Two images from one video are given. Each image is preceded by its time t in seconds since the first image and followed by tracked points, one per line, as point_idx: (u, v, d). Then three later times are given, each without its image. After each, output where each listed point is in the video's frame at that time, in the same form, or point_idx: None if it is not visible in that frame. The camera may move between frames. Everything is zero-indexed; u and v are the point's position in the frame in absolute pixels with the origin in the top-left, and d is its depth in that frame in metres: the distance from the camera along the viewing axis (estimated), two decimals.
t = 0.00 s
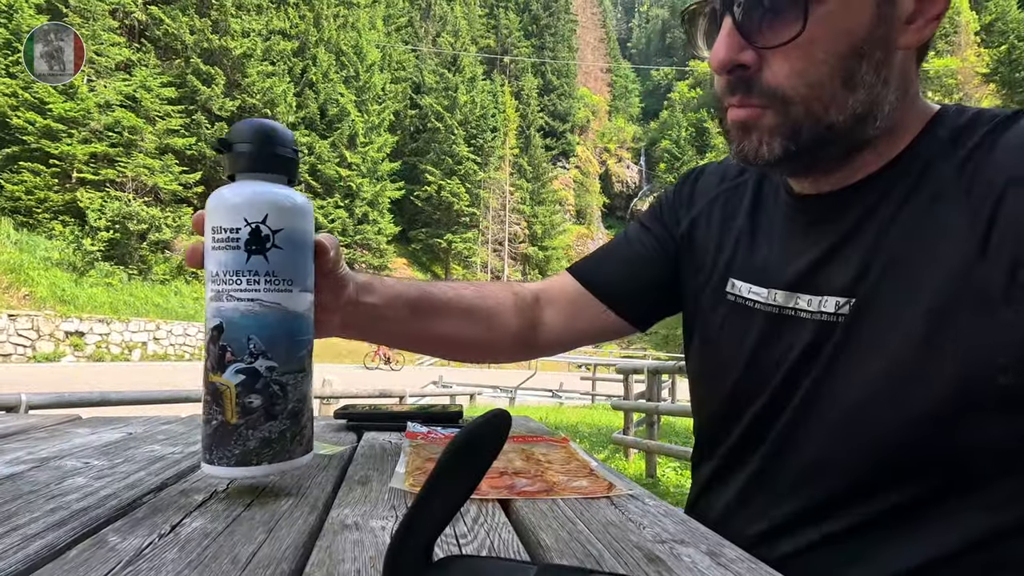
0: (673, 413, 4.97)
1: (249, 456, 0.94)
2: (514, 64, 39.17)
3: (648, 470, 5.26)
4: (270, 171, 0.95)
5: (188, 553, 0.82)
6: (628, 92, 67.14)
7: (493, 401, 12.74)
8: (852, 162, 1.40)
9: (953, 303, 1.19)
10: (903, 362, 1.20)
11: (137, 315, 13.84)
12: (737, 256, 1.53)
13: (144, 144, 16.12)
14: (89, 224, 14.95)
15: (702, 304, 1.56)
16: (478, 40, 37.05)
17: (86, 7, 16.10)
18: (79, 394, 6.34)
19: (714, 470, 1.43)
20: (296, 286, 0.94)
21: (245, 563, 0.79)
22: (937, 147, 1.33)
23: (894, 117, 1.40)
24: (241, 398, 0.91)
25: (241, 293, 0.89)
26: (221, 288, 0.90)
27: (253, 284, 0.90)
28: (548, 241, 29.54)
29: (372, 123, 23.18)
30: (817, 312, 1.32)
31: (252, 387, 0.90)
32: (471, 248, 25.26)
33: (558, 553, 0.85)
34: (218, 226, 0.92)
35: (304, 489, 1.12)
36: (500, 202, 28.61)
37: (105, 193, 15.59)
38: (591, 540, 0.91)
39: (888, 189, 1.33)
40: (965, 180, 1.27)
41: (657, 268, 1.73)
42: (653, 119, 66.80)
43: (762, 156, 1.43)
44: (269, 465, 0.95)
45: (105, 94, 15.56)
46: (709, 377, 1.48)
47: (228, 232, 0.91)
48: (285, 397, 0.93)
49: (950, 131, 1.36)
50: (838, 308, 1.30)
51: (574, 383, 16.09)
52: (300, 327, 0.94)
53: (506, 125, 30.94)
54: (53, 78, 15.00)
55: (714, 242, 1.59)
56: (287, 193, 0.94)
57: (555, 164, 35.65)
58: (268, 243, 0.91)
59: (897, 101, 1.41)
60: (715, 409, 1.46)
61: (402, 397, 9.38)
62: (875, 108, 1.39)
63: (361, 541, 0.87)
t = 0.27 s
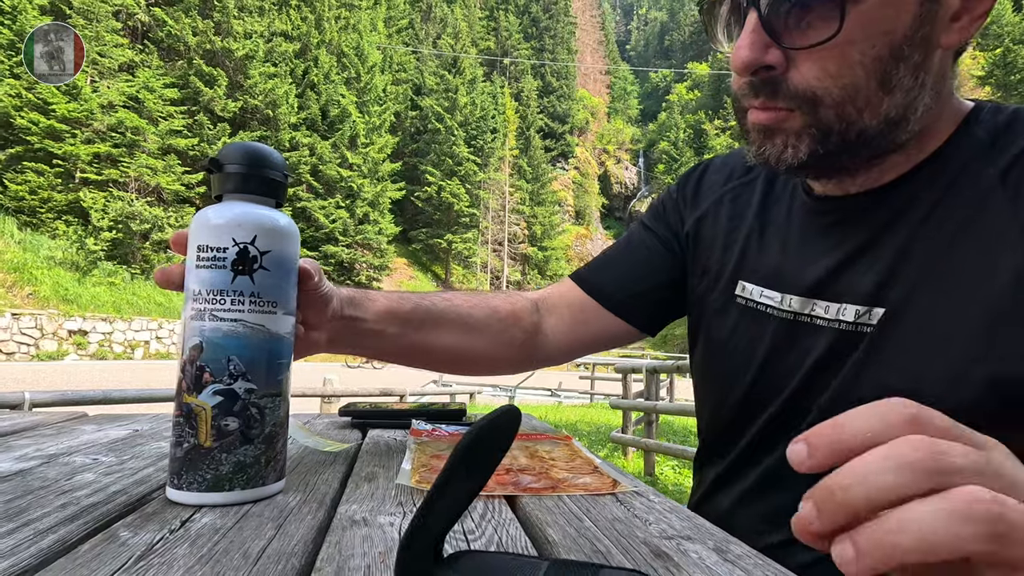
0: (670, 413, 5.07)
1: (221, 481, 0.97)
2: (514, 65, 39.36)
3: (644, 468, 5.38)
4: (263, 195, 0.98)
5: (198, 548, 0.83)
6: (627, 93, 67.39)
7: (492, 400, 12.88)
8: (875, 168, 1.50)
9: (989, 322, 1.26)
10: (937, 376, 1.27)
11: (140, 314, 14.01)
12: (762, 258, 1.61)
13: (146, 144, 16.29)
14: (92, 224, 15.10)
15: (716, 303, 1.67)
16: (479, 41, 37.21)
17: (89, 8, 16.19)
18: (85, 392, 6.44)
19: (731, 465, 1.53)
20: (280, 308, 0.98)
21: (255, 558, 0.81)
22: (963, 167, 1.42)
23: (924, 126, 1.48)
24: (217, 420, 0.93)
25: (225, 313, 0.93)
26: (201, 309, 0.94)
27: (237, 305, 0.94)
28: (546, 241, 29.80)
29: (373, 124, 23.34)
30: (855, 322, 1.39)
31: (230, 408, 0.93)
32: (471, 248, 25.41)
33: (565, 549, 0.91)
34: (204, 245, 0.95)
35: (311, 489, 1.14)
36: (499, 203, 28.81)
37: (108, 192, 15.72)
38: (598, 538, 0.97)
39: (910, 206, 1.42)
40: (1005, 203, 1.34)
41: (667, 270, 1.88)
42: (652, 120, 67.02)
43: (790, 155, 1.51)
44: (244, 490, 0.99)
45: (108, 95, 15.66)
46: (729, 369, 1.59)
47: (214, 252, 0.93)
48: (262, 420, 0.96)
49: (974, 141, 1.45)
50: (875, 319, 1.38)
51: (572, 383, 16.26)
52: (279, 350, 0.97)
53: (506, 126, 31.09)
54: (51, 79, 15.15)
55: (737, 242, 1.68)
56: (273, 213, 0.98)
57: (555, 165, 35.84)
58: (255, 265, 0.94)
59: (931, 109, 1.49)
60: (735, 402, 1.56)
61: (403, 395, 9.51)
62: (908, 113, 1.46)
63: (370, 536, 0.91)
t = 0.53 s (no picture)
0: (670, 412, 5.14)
1: (219, 479, 0.98)
2: (515, 67, 39.60)
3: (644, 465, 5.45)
4: (264, 199, 1.00)
5: (197, 545, 0.84)
6: (628, 95, 67.63)
7: (493, 399, 12.99)
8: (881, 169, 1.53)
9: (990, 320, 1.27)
10: (941, 372, 1.28)
11: (144, 313, 14.19)
12: (763, 259, 1.67)
13: (151, 145, 16.45)
14: (97, 224, 15.28)
15: (714, 305, 1.73)
16: (480, 43, 37.44)
17: (95, 11, 16.34)
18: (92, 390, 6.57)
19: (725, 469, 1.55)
20: (279, 308, 0.99)
21: (252, 556, 0.81)
22: (963, 174, 1.46)
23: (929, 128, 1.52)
24: (217, 420, 0.94)
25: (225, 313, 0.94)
26: (203, 310, 0.95)
27: (238, 306, 0.95)
28: (547, 242, 30.05)
29: (375, 125, 23.52)
30: (856, 316, 1.44)
31: (229, 409, 0.94)
32: (472, 248, 25.55)
33: (559, 548, 0.90)
34: (205, 246, 0.96)
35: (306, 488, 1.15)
36: (500, 203, 29.00)
37: (113, 192, 15.88)
38: (591, 535, 0.97)
39: (907, 208, 1.47)
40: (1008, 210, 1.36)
41: (665, 278, 1.97)
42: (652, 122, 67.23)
43: (825, 151, 1.49)
44: (241, 489, 1.00)
45: (113, 96, 15.81)
46: (727, 367, 1.64)
47: (215, 253, 0.94)
48: (261, 420, 0.97)
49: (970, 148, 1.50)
50: (878, 315, 1.41)
51: (572, 382, 16.39)
52: (278, 350, 0.99)
53: (506, 127, 31.25)
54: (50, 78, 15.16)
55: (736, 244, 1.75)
56: (274, 214, 0.99)
57: (555, 166, 36.01)
58: (256, 265, 0.96)
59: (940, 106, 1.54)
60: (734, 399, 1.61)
61: (405, 394, 9.63)
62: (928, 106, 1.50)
63: (365, 534, 0.91)
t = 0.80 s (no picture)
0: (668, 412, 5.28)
1: (225, 476, 1.10)
2: (515, 70, 39.87)
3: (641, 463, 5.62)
4: (266, 196, 1.11)
5: (202, 541, 0.93)
6: (627, 97, 67.90)
7: (494, 397, 13.17)
8: (847, 176, 1.75)
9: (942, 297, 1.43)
10: (913, 354, 1.42)
11: (148, 311, 14.45)
12: (749, 268, 1.89)
13: (155, 146, 16.68)
14: (102, 224, 15.46)
15: (715, 314, 1.93)
16: (481, 46, 37.70)
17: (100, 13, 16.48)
18: (100, 387, 6.73)
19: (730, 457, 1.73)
20: (284, 308, 1.10)
21: (257, 551, 0.90)
22: (919, 170, 1.62)
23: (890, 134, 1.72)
24: (222, 417, 1.05)
25: (231, 311, 1.05)
26: (209, 308, 1.05)
27: (242, 304, 1.06)
28: (546, 242, 30.33)
29: (377, 127, 23.73)
30: (826, 305, 1.62)
31: (234, 405, 1.05)
32: (472, 248, 25.73)
33: (561, 543, 0.98)
34: (211, 244, 1.07)
35: (309, 487, 1.26)
36: (500, 204, 29.22)
37: (118, 193, 16.10)
38: (593, 532, 1.05)
39: (872, 205, 1.65)
40: (954, 194, 1.52)
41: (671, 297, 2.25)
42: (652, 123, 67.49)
43: (805, 152, 1.72)
44: (246, 486, 1.12)
45: (118, 98, 16.00)
46: (726, 374, 1.82)
47: (221, 253, 1.06)
48: (266, 418, 1.09)
49: (923, 146, 1.68)
50: (849, 304, 1.57)
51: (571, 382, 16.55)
52: (283, 349, 1.10)
53: (507, 129, 31.46)
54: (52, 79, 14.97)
55: (728, 262, 1.97)
56: (278, 215, 1.11)
57: (555, 168, 36.25)
58: (261, 265, 1.08)
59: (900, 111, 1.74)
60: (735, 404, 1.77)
61: (406, 393, 9.79)
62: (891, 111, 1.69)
63: (370, 530, 1.01)
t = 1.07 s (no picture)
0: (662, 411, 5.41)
1: (228, 473, 1.14)
2: (516, 71, 40.05)
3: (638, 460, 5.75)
4: (269, 196, 1.16)
5: (206, 538, 0.96)
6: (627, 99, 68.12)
7: (493, 397, 13.32)
8: (800, 204, 2.06)
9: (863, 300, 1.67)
10: (850, 343, 1.67)
11: (152, 311, 14.73)
12: (729, 287, 2.23)
13: (159, 147, 16.85)
14: (106, 224, 15.63)
15: (706, 327, 2.29)
16: (482, 48, 37.88)
17: (105, 16, 16.61)
18: (107, 385, 6.87)
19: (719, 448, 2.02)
20: (286, 307, 1.15)
21: (261, 547, 0.93)
22: (853, 191, 1.88)
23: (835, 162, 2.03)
24: (225, 415, 1.09)
25: (234, 310, 1.09)
26: (214, 307, 1.09)
27: (246, 303, 1.10)
28: (546, 242, 30.52)
29: (378, 128, 23.88)
30: (775, 309, 1.92)
31: (237, 404, 1.09)
32: (472, 249, 25.91)
33: (561, 540, 1.04)
34: (215, 244, 1.11)
35: (310, 485, 1.31)
36: (500, 205, 29.38)
37: (121, 194, 16.24)
38: (592, 530, 1.12)
39: (817, 222, 1.94)
40: (876, 210, 1.76)
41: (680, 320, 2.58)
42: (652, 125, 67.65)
43: (766, 185, 2.03)
44: (250, 482, 1.17)
45: (123, 99, 16.13)
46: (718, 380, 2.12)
47: (225, 252, 1.10)
48: (269, 416, 1.13)
49: (858, 170, 1.95)
50: (796, 305, 1.85)
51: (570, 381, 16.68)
52: (286, 347, 1.15)
53: (507, 130, 31.62)
54: (51, 79, 14.11)
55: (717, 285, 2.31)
56: (280, 216, 1.15)
57: (555, 169, 36.45)
58: (264, 265, 1.11)
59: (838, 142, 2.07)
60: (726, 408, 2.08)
61: (407, 392, 9.93)
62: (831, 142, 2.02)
63: (372, 528, 1.05)
